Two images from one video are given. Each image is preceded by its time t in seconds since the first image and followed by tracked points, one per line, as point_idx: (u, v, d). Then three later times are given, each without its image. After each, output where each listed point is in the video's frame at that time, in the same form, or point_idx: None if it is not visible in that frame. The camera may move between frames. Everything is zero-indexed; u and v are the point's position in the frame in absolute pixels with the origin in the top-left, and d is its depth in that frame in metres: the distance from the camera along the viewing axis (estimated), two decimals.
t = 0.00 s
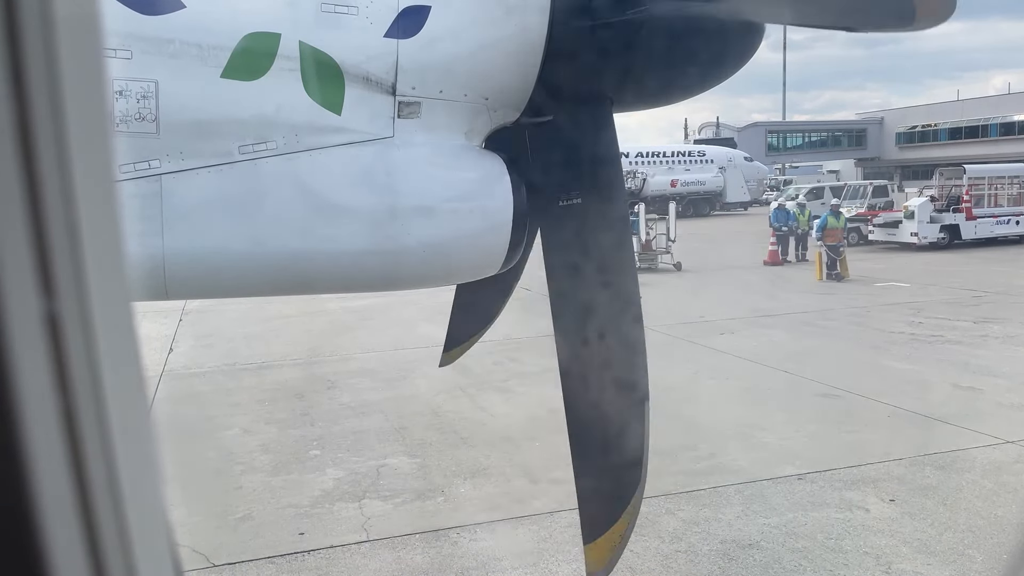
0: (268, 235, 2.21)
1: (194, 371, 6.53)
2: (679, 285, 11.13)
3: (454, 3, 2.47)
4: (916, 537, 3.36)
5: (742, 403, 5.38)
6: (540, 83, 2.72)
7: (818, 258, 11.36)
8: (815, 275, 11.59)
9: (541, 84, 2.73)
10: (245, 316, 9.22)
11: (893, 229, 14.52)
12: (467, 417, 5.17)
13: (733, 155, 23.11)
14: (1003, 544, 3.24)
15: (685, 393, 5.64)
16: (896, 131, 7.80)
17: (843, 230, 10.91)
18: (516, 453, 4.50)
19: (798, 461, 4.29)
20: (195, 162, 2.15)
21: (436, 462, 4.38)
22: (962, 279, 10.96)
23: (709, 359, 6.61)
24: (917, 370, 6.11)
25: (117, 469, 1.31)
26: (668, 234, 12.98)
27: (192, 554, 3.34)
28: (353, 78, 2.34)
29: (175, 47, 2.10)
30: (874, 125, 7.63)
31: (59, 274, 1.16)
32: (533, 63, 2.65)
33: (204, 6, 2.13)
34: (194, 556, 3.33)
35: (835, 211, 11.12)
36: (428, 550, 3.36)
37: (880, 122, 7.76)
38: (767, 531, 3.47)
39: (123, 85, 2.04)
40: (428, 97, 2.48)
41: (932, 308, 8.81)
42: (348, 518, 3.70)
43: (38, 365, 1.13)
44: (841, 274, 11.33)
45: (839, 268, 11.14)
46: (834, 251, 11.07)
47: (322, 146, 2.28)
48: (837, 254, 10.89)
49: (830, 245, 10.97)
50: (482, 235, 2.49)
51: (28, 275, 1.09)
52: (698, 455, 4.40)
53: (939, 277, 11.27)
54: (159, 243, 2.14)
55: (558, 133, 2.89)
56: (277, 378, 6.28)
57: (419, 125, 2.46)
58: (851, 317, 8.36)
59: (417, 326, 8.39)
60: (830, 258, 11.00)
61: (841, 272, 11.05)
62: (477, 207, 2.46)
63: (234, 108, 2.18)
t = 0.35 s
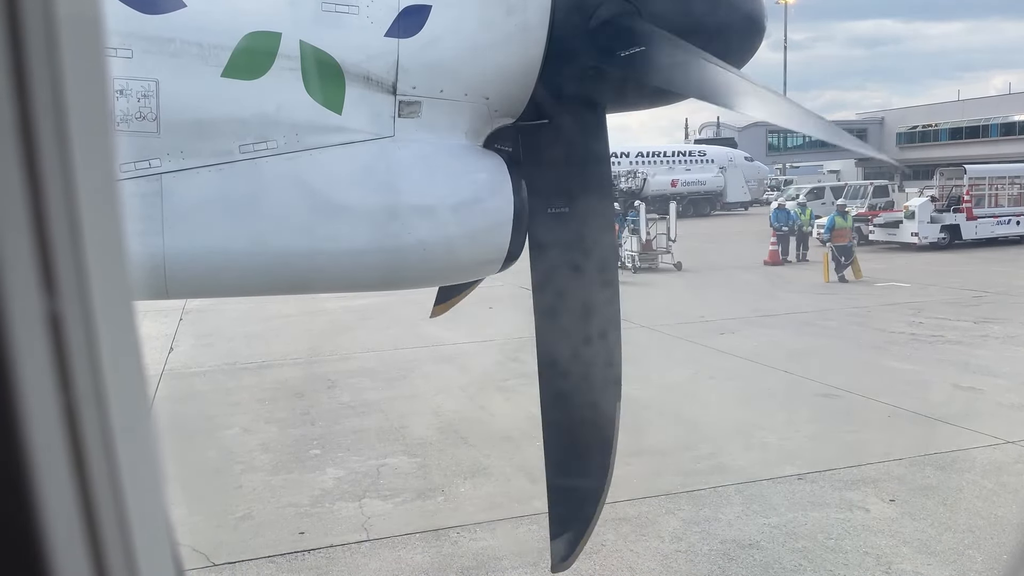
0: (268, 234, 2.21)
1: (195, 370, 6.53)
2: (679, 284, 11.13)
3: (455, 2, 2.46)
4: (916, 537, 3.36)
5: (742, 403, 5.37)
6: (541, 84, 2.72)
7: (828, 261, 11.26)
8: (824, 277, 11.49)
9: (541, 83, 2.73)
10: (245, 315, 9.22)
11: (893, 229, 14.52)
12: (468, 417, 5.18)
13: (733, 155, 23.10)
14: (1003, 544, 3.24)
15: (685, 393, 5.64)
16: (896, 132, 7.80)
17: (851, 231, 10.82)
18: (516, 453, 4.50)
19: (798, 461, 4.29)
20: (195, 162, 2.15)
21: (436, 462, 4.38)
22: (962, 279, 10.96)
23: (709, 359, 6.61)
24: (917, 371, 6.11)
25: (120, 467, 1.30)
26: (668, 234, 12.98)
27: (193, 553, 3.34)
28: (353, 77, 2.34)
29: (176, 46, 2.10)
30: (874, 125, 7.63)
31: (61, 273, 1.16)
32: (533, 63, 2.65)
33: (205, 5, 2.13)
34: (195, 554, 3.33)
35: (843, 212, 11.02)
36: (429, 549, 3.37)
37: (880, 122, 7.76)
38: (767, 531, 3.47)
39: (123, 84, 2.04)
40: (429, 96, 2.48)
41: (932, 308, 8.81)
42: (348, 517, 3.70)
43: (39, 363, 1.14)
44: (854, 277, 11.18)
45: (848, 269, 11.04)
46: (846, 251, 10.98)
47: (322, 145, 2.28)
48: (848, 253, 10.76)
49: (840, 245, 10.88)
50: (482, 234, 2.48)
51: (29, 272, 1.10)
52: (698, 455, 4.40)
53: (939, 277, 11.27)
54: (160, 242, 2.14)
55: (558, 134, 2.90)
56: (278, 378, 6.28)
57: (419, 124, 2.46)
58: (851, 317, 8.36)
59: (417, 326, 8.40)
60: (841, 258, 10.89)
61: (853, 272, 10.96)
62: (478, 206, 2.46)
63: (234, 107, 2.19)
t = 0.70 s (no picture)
0: (268, 234, 2.21)
1: (195, 369, 6.53)
2: (680, 284, 11.13)
3: (455, 2, 2.46)
4: (916, 538, 3.36)
5: (742, 403, 5.38)
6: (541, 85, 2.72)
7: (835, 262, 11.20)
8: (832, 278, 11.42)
9: (541, 83, 2.73)
10: (246, 314, 9.22)
11: (893, 229, 14.52)
12: (468, 416, 5.18)
13: (733, 155, 23.10)
14: (1003, 545, 3.24)
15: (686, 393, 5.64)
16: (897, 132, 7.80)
17: (858, 230, 10.69)
18: (516, 452, 4.50)
19: (799, 461, 4.29)
20: (195, 161, 2.15)
21: (436, 462, 4.38)
22: (963, 279, 10.95)
23: (709, 359, 6.61)
24: (917, 371, 6.11)
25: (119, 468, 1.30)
26: (669, 233, 12.98)
27: (193, 552, 3.34)
28: (354, 76, 2.34)
29: (176, 45, 2.10)
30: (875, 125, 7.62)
31: (61, 274, 1.16)
32: (534, 64, 2.65)
33: (205, 5, 2.14)
34: (195, 554, 3.33)
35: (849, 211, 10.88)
36: (428, 549, 3.37)
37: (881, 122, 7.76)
38: (767, 531, 3.47)
39: (124, 83, 2.05)
40: (429, 96, 2.48)
41: (933, 308, 8.81)
42: (348, 516, 3.71)
43: (38, 365, 1.14)
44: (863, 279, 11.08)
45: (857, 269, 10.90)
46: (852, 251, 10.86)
47: (323, 144, 2.28)
48: (854, 254, 10.70)
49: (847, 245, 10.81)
50: (483, 234, 2.48)
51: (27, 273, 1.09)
52: (698, 455, 4.40)
53: (940, 277, 11.27)
54: (160, 242, 2.13)
55: (557, 135, 2.89)
56: (278, 377, 6.29)
57: (419, 124, 2.46)
58: (852, 317, 8.36)
59: (417, 325, 8.40)
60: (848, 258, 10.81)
61: (860, 274, 10.82)
62: (478, 206, 2.46)
63: (235, 106, 2.19)
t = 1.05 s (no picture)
0: (268, 233, 2.21)
1: (195, 368, 6.53)
2: (680, 284, 11.14)
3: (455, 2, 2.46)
4: (916, 538, 3.36)
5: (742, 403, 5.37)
6: (540, 85, 2.72)
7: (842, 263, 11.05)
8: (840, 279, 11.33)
9: (541, 85, 2.73)
10: (246, 313, 9.22)
11: (894, 229, 14.52)
12: (468, 415, 5.18)
13: (734, 155, 23.10)
14: (1003, 545, 3.24)
15: (686, 392, 5.64)
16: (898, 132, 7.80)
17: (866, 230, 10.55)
18: (516, 452, 4.50)
19: (799, 461, 4.29)
20: (196, 160, 2.15)
21: (436, 461, 4.38)
22: (963, 279, 10.95)
23: (709, 359, 6.61)
24: (917, 371, 6.11)
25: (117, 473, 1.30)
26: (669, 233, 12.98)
27: (193, 551, 3.34)
28: (355, 76, 2.34)
29: (176, 44, 2.10)
30: (875, 125, 7.64)
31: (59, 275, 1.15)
32: (534, 63, 2.65)
33: (205, 4, 2.13)
34: (194, 553, 3.33)
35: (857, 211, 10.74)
36: (428, 548, 3.37)
37: (882, 122, 7.76)
38: (767, 531, 3.47)
39: (124, 82, 2.05)
40: (431, 95, 2.48)
41: (933, 308, 8.81)
42: (348, 515, 3.71)
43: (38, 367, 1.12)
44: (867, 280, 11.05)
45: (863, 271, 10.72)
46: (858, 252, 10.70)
47: (323, 144, 2.28)
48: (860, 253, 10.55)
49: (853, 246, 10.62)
50: (482, 234, 2.48)
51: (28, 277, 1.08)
52: (698, 455, 4.40)
53: (940, 277, 11.26)
54: (161, 240, 2.14)
55: (557, 134, 2.88)
56: (279, 376, 6.29)
57: (421, 124, 2.46)
58: (852, 317, 8.36)
59: (418, 324, 8.40)
60: (855, 260, 10.63)
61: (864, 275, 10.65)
62: (478, 206, 2.45)
63: (235, 106, 2.19)
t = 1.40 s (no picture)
0: (268, 233, 2.21)
1: (195, 367, 6.53)
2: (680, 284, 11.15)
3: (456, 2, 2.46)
4: (916, 538, 3.36)
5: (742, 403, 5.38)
6: (541, 85, 2.73)
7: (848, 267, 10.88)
8: (843, 280, 11.27)
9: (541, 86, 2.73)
10: (246, 313, 9.22)
11: (894, 230, 14.53)
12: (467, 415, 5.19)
13: (734, 155, 23.11)
14: (1002, 545, 3.25)
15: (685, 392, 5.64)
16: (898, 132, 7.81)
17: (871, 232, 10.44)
18: (516, 452, 4.50)
19: (798, 461, 4.29)
20: (196, 159, 2.15)
21: (436, 460, 4.39)
22: (963, 280, 10.96)
23: (709, 359, 6.61)
24: (917, 371, 6.11)
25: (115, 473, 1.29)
26: (669, 233, 12.97)
27: (192, 550, 3.34)
28: (356, 75, 2.34)
29: (177, 43, 2.10)
30: (875, 125, 7.65)
31: (59, 274, 1.13)
32: (535, 63, 2.65)
33: (205, 3, 2.13)
34: (194, 552, 3.33)
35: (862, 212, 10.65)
36: (428, 548, 3.37)
37: (882, 122, 7.77)
38: (767, 531, 3.47)
39: (124, 81, 2.05)
40: (430, 95, 2.48)
41: (933, 309, 8.81)
42: (348, 515, 3.71)
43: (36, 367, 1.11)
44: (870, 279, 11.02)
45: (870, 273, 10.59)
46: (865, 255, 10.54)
47: (323, 143, 2.28)
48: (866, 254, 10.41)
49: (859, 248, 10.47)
50: (482, 233, 2.48)
51: (28, 276, 1.07)
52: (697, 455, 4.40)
53: (940, 277, 11.27)
54: (161, 238, 2.14)
55: (557, 135, 2.81)
56: (278, 375, 6.29)
57: (420, 123, 2.46)
58: (852, 317, 8.37)
59: (417, 324, 8.40)
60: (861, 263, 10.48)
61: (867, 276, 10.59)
62: (478, 205, 2.45)
63: (237, 105, 2.19)
